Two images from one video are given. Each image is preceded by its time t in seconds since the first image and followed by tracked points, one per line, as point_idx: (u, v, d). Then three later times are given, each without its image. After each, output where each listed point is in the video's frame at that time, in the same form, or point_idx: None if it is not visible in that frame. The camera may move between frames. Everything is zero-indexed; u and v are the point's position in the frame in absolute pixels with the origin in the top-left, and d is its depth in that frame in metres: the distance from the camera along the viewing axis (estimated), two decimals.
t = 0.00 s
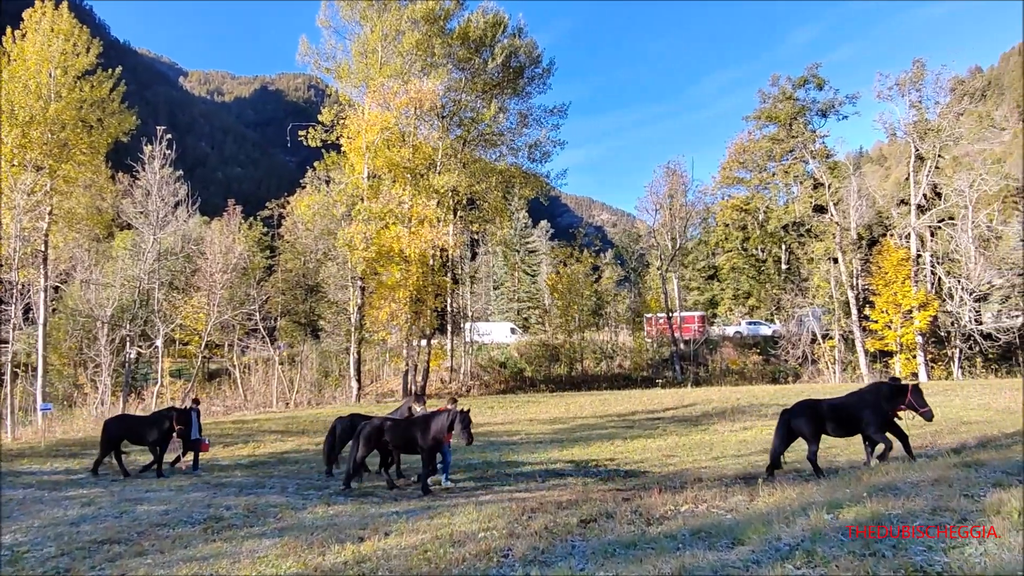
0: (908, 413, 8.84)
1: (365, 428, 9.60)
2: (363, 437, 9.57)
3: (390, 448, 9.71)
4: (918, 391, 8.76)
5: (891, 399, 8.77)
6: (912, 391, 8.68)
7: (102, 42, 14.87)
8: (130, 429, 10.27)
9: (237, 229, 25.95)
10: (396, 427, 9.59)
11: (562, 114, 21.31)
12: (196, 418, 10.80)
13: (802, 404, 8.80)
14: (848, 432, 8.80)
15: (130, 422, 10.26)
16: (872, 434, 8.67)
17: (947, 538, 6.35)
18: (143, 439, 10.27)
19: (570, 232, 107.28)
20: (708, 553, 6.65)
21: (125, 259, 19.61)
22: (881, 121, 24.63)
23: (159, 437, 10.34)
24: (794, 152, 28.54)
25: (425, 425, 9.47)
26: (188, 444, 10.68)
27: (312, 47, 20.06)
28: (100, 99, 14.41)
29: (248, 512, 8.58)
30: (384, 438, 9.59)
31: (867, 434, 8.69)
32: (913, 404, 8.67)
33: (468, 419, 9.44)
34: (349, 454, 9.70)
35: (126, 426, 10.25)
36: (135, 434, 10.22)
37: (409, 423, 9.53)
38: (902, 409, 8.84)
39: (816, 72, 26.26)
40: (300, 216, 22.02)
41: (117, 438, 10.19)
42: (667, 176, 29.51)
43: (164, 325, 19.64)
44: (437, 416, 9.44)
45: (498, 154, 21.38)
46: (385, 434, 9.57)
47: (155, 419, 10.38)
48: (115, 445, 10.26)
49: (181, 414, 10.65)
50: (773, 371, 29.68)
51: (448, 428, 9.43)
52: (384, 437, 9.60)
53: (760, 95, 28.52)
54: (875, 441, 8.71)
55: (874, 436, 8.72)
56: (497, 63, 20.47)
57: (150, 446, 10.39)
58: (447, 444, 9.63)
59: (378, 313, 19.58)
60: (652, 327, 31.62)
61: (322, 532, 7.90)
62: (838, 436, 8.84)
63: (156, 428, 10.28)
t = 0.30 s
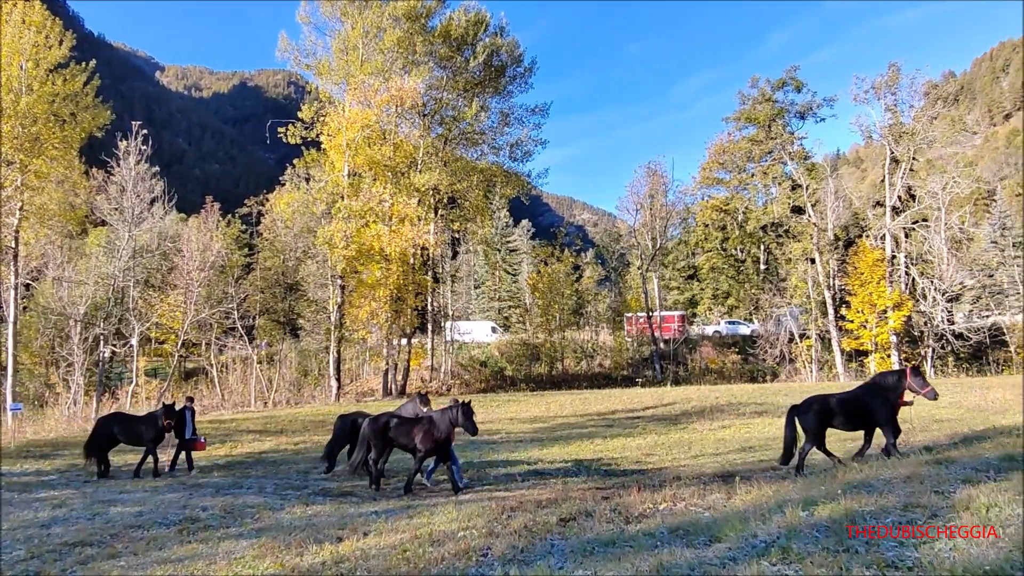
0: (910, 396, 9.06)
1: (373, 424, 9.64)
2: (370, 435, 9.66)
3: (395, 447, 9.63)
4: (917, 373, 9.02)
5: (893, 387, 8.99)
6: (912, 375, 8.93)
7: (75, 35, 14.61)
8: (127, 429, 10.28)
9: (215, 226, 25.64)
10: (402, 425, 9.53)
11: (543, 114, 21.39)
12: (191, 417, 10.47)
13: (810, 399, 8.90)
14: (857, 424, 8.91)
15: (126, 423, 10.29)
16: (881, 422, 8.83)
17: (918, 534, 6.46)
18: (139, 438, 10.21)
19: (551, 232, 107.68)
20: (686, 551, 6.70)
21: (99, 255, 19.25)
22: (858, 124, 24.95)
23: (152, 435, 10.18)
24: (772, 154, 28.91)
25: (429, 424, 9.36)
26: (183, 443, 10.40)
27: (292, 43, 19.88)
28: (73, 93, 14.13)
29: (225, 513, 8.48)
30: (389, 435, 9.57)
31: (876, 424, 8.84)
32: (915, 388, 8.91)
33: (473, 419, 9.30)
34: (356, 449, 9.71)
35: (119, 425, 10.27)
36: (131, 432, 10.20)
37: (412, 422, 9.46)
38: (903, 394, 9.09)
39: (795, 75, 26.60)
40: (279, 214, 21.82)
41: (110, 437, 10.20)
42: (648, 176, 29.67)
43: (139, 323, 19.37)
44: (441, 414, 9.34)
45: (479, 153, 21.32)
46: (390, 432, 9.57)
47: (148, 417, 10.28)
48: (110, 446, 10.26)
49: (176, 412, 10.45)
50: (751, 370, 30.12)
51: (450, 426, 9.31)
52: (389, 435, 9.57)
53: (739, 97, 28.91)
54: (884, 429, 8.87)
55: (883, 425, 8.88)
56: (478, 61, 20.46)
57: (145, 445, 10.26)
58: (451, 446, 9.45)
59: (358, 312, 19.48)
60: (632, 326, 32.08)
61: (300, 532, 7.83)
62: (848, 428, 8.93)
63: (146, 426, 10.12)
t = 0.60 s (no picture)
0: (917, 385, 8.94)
1: (378, 426, 9.60)
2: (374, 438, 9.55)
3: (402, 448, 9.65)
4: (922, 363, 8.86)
5: (899, 379, 8.83)
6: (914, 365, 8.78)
7: (48, 27, 14.29)
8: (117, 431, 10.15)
9: (192, 223, 25.32)
10: (408, 427, 9.51)
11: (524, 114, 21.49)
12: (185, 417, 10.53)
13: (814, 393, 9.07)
14: (863, 417, 8.93)
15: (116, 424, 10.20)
16: (886, 416, 8.74)
17: (889, 529, 6.59)
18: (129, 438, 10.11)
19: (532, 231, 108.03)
20: (664, 548, 6.74)
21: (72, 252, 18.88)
22: (835, 126, 25.28)
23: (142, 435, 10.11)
24: (752, 155, 29.02)
25: (436, 424, 9.41)
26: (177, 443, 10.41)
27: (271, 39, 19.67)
28: (46, 86, 13.82)
29: (200, 514, 8.39)
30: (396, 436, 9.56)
31: (882, 417, 8.79)
32: (920, 378, 8.76)
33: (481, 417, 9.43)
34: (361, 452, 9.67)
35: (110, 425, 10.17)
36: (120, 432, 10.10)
37: (420, 423, 9.46)
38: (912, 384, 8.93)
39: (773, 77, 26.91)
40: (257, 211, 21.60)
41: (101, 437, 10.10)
42: (629, 176, 29.82)
43: (114, 322, 19.07)
44: (447, 414, 9.38)
45: (461, 152, 21.34)
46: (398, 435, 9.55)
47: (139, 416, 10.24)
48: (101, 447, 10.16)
49: (169, 411, 10.48)
50: (730, 369, 30.73)
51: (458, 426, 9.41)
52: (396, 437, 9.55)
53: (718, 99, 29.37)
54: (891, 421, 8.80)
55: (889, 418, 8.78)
56: (460, 60, 20.44)
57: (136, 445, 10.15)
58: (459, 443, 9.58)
59: (338, 311, 19.43)
60: (613, 325, 32.33)
61: (277, 533, 7.76)
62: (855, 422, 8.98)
63: (137, 425, 10.05)
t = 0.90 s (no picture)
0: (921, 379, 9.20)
1: (380, 425, 9.35)
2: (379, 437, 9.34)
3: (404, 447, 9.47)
4: (929, 358, 9.08)
5: (908, 373, 8.98)
6: (923, 360, 8.99)
7: (20, 19, 13.98)
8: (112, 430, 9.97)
9: (169, 220, 24.98)
10: (412, 425, 9.35)
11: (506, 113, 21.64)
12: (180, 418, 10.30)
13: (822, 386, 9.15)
14: (868, 410, 9.07)
15: (111, 422, 9.98)
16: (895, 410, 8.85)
17: (862, 524, 6.70)
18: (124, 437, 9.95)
19: (513, 230, 108.40)
20: (642, 546, 6.79)
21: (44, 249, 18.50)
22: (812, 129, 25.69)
23: (138, 435, 9.99)
24: (732, 155, 30.36)
25: (441, 421, 9.36)
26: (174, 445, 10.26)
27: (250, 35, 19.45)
28: (18, 80, 13.53)
29: (175, 515, 8.30)
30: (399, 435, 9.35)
31: (889, 411, 8.91)
32: (926, 374, 9.01)
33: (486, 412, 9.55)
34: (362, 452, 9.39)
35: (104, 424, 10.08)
36: (115, 432, 9.93)
37: (427, 421, 9.34)
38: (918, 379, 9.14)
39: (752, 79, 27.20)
40: (236, 208, 21.36)
41: (94, 435, 10.00)
42: (609, 176, 29.97)
43: (88, 320, 18.75)
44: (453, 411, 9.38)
45: (442, 150, 21.45)
46: (401, 433, 9.32)
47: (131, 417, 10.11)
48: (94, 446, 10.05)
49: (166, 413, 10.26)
50: (708, 368, 31.06)
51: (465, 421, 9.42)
52: (399, 436, 9.36)
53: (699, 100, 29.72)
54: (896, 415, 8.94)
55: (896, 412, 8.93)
56: (441, 58, 20.48)
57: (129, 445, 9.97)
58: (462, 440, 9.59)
59: (318, 309, 19.29)
60: (594, 324, 32.58)
61: (254, 533, 7.70)
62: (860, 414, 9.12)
63: (130, 425, 9.89)
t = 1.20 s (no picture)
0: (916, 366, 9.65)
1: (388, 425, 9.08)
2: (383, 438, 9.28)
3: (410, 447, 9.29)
4: (920, 345, 9.55)
5: (904, 360, 9.42)
6: (917, 348, 9.44)
7: None
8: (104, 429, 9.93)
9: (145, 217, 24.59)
10: (420, 425, 9.22)
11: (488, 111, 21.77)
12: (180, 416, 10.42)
13: (827, 380, 9.37)
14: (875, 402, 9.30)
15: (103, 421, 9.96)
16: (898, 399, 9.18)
17: (837, 521, 6.80)
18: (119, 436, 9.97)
19: (495, 229, 108.51)
20: (621, 545, 6.82)
21: (16, 246, 18.09)
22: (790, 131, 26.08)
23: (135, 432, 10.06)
24: (711, 156, 30.88)
25: (450, 422, 9.39)
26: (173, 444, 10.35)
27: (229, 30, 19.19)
28: None
29: (150, 517, 8.18)
30: (405, 435, 9.14)
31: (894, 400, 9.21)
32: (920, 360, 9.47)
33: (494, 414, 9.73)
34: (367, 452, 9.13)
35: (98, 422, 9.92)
36: (108, 431, 9.90)
37: (436, 422, 9.29)
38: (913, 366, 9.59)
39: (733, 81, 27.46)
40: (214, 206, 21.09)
41: (83, 438, 9.74)
42: (591, 176, 30.08)
43: (61, 318, 18.39)
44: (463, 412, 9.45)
45: (423, 149, 21.61)
46: (409, 433, 9.14)
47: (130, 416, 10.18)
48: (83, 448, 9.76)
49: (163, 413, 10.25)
50: (688, 368, 31.32)
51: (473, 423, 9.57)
52: (406, 436, 9.15)
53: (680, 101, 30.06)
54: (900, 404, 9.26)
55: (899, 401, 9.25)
56: (423, 57, 20.52)
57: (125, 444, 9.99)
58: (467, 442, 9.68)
59: (298, 308, 19.13)
60: (574, 323, 32.39)
61: (231, 534, 7.61)
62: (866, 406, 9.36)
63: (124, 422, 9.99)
